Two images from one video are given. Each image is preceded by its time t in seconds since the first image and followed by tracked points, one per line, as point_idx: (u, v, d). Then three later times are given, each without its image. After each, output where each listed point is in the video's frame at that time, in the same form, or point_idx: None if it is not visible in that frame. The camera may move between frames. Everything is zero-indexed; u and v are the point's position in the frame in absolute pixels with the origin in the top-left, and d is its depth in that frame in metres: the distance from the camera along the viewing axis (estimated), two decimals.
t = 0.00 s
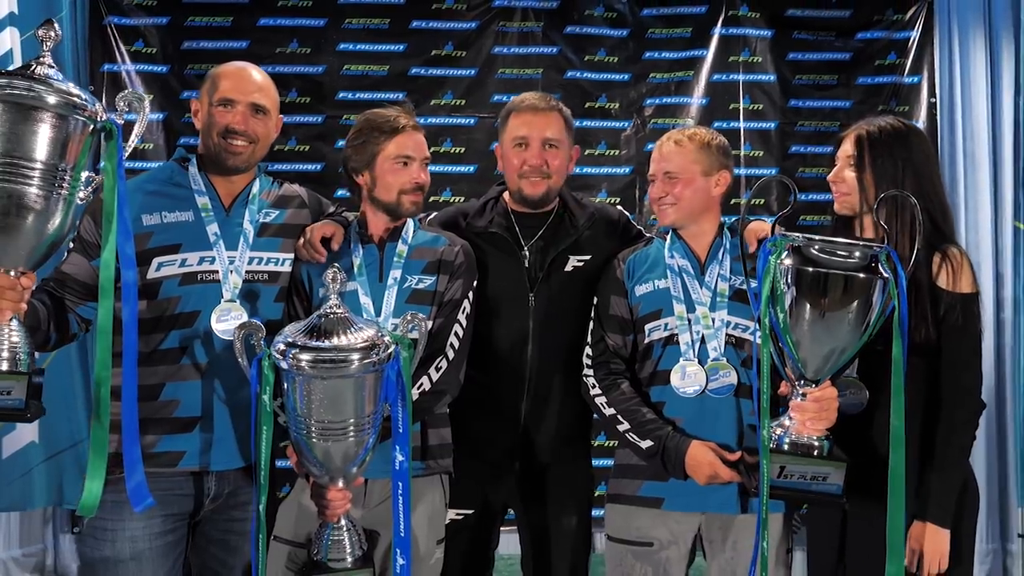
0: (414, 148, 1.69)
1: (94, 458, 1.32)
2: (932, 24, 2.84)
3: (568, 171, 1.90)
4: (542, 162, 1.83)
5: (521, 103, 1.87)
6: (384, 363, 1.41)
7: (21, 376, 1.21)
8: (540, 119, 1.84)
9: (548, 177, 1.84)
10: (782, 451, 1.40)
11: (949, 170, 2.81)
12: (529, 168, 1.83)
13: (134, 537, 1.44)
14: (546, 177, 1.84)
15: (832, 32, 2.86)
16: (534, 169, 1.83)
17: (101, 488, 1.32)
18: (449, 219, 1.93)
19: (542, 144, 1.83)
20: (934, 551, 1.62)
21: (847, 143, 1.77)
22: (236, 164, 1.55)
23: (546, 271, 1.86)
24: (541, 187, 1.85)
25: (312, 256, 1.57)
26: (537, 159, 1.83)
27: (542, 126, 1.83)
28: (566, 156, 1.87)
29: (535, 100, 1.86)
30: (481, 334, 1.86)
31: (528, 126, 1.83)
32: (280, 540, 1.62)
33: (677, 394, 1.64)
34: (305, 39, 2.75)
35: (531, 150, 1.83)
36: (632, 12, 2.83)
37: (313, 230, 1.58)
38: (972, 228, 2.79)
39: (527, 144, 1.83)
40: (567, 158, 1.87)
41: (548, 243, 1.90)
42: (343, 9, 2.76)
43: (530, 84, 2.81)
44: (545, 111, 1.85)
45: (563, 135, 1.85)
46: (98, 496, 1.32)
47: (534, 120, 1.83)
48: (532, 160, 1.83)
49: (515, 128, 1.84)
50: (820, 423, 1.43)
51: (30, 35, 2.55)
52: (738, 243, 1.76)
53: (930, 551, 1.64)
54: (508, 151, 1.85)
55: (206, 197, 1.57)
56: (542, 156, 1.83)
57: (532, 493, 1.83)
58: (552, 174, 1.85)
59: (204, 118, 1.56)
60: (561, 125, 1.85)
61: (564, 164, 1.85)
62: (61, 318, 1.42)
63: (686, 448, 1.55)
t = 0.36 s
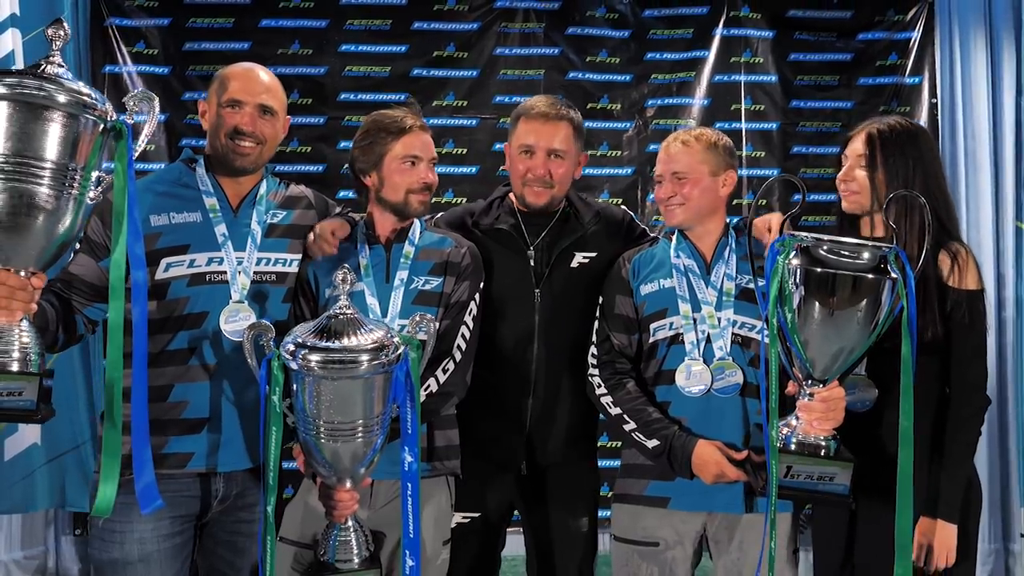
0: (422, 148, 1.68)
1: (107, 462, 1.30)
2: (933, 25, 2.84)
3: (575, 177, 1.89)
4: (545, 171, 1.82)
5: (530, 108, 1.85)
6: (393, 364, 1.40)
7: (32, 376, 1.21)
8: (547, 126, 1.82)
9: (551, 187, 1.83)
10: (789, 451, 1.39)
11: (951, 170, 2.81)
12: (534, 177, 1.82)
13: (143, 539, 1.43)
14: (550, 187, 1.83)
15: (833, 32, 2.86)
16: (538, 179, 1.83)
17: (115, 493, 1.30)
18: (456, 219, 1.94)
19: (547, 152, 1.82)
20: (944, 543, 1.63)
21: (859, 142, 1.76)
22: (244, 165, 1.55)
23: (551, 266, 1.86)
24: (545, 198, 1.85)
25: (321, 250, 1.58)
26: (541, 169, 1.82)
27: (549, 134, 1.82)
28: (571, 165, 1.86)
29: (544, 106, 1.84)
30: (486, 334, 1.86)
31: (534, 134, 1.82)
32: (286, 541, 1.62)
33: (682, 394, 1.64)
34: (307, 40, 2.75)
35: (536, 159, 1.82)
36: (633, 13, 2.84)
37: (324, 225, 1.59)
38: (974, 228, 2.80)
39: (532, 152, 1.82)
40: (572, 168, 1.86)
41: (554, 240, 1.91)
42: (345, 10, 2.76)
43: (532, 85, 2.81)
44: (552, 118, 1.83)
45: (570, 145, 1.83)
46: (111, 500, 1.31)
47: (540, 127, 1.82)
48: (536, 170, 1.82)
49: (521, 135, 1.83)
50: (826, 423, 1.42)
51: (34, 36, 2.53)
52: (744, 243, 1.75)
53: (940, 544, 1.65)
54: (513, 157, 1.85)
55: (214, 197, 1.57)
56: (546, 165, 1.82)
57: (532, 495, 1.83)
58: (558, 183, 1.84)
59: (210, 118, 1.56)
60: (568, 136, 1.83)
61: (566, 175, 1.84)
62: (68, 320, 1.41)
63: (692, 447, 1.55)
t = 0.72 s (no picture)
0: (410, 148, 1.68)
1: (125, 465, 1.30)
2: (935, 25, 2.84)
3: (556, 173, 1.89)
4: (510, 165, 1.88)
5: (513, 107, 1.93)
6: (393, 366, 1.41)
7: (43, 383, 1.20)
8: (520, 121, 1.89)
9: (517, 180, 1.88)
10: (792, 455, 1.39)
11: (953, 172, 2.81)
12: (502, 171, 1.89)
13: (150, 541, 1.43)
14: (516, 181, 1.89)
15: (835, 33, 2.86)
16: (507, 173, 1.89)
17: (132, 495, 1.30)
18: (459, 220, 1.93)
19: (513, 147, 1.89)
20: (955, 533, 1.64)
21: (883, 142, 1.75)
22: (257, 168, 1.57)
23: (554, 269, 1.85)
24: (513, 192, 1.90)
25: (329, 261, 1.58)
26: (505, 163, 1.89)
27: (516, 129, 1.89)
28: (547, 159, 1.88)
29: (529, 103, 1.91)
30: (490, 335, 1.86)
31: (506, 130, 1.90)
32: (294, 543, 1.62)
33: (686, 395, 1.64)
34: (309, 42, 2.75)
35: (503, 154, 1.90)
36: (635, 14, 2.84)
37: (333, 234, 1.58)
38: (976, 230, 2.79)
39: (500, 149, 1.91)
40: (548, 162, 1.88)
41: (557, 243, 1.91)
42: (347, 12, 2.76)
43: (534, 86, 2.81)
44: (527, 114, 1.89)
45: (531, 139, 1.87)
46: (128, 502, 1.30)
47: (515, 123, 1.90)
48: (502, 165, 1.89)
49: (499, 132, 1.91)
50: (829, 426, 1.43)
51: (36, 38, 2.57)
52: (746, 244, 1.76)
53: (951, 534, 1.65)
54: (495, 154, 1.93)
55: (219, 200, 1.56)
56: (511, 160, 1.88)
57: (537, 497, 1.83)
58: (524, 177, 1.88)
59: (228, 126, 1.56)
60: (533, 131, 1.87)
61: (531, 168, 1.87)
62: (76, 324, 1.43)
63: (696, 450, 1.55)
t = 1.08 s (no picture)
0: (376, 150, 1.65)
1: (120, 474, 1.32)
2: (934, 25, 2.84)
3: (569, 174, 1.91)
4: (536, 164, 1.84)
5: (519, 107, 1.88)
6: (397, 370, 1.41)
7: (46, 393, 1.20)
8: (537, 121, 1.84)
9: (544, 182, 1.85)
10: (787, 464, 1.40)
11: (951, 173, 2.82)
12: (524, 170, 1.84)
13: (151, 545, 1.43)
14: (542, 181, 1.85)
15: (834, 33, 2.86)
16: (530, 173, 1.84)
17: (130, 505, 1.32)
18: (455, 223, 1.93)
19: (538, 146, 1.84)
20: (958, 528, 1.63)
21: (874, 144, 1.76)
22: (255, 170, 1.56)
23: (552, 272, 1.86)
24: (537, 194, 1.86)
25: (328, 264, 1.58)
26: (531, 163, 1.83)
27: (539, 129, 1.83)
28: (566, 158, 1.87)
29: (535, 102, 1.87)
30: (489, 338, 1.86)
31: (525, 129, 1.84)
32: (292, 546, 1.62)
33: (683, 398, 1.64)
34: (308, 42, 2.75)
35: (526, 153, 1.84)
36: (634, 14, 2.84)
37: (332, 235, 1.60)
38: (974, 229, 2.80)
39: (522, 147, 1.84)
40: (563, 163, 1.87)
41: (556, 246, 1.91)
42: (346, 12, 2.76)
43: (533, 87, 2.81)
44: (542, 113, 1.85)
45: (561, 138, 1.85)
46: (128, 510, 1.32)
47: (529, 122, 1.84)
48: (526, 164, 1.83)
49: (514, 131, 1.85)
50: (825, 435, 1.43)
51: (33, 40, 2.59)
52: (744, 247, 1.74)
53: (954, 529, 1.65)
54: (505, 154, 1.87)
55: (218, 205, 1.57)
56: (536, 159, 1.83)
57: (540, 496, 1.83)
58: (551, 177, 1.85)
59: (242, 133, 1.55)
60: (559, 131, 1.85)
61: (559, 168, 1.85)
62: (75, 329, 1.44)
63: (690, 457, 1.56)
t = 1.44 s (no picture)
0: (364, 152, 1.66)
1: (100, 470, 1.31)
2: (927, 27, 2.84)
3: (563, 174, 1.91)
4: (536, 158, 1.84)
5: (518, 104, 1.88)
6: (385, 372, 1.41)
7: (32, 397, 1.21)
8: (536, 117, 1.85)
9: (542, 174, 1.85)
10: (777, 465, 1.41)
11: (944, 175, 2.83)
12: (524, 164, 1.84)
13: (138, 546, 1.43)
14: (540, 175, 1.85)
15: (828, 35, 2.87)
16: (528, 166, 1.84)
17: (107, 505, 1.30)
18: (446, 224, 1.94)
19: (537, 140, 1.85)
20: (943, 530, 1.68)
21: (859, 152, 1.78)
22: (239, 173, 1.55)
23: (542, 273, 1.86)
24: (535, 185, 1.86)
25: (318, 265, 1.59)
26: (532, 155, 1.84)
27: (538, 124, 1.84)
28: (563, 156, 1.88)
29: (532, 100, 1.88)
30: (479, 340, 1.86)
31: (525, 124, 1.84)
32: (281, 547, 1.62)
33: (673, 401, 1.65)
34: (302, 42, 2.75)
35: (526, 147, 1.84)
36: (628, 15, 2.84)
37: (322, 237, 1.60)
38: (967, 230, 2.83)
39: (522, 141, 1.84)
40: (562, 160, 1.88)
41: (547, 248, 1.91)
42: (340, 12, 2.76)
43: (527, 87, 2.82)
44: (540, 110, 1.87)
45: (559, 136, 1.86)
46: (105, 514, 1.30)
47: (529, 118, 1.85)
48: (526, 157, 1.84)
49: (514, 125, 1.85)
50: (815, 437, 1.44)
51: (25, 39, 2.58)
52: (735, 249, 1.76)
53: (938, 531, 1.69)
54: (504, 149, 1.86)
55: (207, 207, 1.56)
56: (537, 152, 1.84)
57: (526, 502, 1.84)
58: (550, 172, 1.86)
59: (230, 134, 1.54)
60: (558, 128, 1.87)
61: (558, 164, 1.86)
62: (63, 330, 1.43)
63: (681, 458, 1.57)
